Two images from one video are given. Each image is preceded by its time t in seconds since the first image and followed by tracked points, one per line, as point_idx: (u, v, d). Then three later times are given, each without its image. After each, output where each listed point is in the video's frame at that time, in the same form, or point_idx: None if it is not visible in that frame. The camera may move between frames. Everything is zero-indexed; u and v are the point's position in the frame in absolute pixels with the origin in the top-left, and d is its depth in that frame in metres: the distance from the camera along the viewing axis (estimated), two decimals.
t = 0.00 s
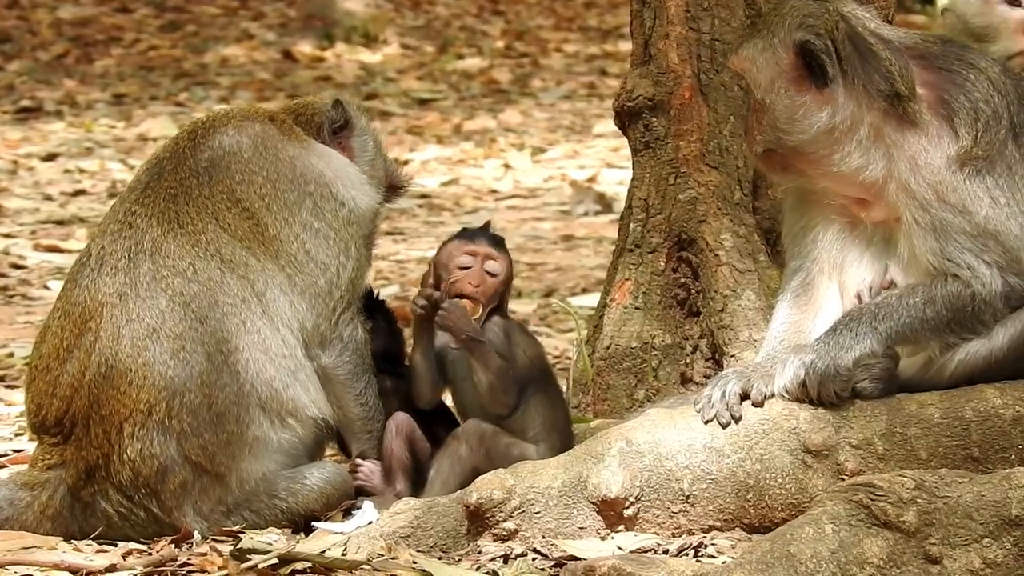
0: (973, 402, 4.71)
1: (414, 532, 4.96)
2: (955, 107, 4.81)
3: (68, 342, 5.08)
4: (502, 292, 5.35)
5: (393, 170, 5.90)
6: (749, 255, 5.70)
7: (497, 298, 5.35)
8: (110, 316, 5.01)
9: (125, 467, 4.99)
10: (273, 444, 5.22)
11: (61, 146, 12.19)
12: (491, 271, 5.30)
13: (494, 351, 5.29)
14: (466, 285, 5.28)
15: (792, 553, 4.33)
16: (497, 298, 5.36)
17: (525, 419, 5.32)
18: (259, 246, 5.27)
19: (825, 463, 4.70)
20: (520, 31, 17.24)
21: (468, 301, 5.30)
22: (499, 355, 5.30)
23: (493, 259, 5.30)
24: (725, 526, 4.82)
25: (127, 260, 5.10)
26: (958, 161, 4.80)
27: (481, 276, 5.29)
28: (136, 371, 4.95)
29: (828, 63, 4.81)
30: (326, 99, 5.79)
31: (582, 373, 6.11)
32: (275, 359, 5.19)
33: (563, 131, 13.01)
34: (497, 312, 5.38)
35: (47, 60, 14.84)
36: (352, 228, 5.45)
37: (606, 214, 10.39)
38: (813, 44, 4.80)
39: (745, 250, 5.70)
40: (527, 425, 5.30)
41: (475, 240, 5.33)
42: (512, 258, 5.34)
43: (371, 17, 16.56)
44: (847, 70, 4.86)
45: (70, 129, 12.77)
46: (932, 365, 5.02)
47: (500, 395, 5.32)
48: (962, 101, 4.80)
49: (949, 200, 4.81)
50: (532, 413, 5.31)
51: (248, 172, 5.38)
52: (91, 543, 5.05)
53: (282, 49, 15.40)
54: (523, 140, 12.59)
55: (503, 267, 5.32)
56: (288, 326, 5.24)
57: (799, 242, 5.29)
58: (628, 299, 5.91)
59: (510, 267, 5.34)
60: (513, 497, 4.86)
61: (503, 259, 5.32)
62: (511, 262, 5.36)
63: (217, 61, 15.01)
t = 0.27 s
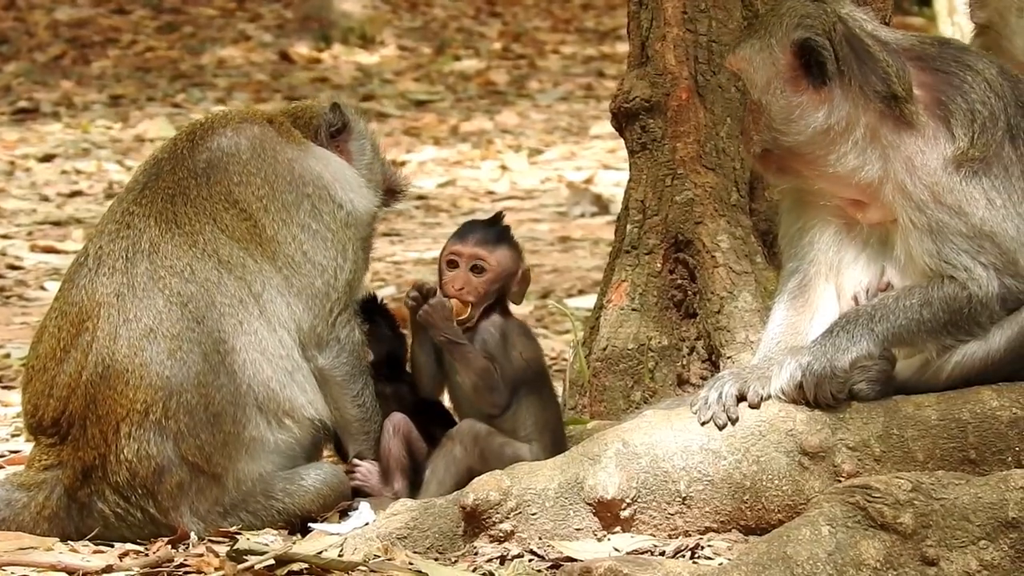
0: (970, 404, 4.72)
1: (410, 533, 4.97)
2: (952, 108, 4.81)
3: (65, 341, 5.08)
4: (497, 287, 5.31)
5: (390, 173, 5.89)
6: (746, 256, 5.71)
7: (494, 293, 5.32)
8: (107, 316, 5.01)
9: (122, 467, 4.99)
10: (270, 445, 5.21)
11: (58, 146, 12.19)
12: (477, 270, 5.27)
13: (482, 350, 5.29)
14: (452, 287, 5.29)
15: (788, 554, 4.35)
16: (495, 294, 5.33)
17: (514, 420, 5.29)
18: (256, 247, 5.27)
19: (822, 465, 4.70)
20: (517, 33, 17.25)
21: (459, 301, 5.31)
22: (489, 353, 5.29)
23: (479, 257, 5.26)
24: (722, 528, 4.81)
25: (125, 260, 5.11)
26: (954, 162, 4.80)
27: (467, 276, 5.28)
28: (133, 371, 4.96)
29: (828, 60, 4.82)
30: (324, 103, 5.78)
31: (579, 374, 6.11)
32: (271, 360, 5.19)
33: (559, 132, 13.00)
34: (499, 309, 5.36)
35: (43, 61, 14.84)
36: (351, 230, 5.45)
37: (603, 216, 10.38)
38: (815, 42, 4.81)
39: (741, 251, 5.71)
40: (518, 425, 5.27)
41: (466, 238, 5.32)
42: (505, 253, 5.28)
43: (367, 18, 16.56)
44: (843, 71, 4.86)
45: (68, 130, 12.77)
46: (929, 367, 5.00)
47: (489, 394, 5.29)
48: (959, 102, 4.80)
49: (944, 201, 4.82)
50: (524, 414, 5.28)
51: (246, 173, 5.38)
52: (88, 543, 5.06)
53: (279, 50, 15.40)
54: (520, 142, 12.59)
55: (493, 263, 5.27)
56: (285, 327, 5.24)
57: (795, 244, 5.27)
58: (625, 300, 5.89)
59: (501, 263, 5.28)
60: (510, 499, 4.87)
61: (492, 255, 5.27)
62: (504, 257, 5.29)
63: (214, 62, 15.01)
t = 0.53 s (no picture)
0: (955, 405, 4.84)
1: (409, 530, 5.11)
2: (937, 115, 4.93)
3: (74, 342, 5.22)
4: (497, 283, 5.46)
5: (398, 184, 6.07)
6: (737, 261, 5.82)
7: (495, 291, 5.47)
8: (115, 317, 5.15)
9: (129, 465, 5.13)
10: (272, 445, 5.33)
11: (66, 154, 12.33)
12: (475, 264, 5.45)
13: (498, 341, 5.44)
14: (451, 281, 5.46)
15: (778, 551, 4.48)
16: (496, 291, 5.48)
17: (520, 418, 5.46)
18: (259, 254, 5.42)
19: (810, 464, 4.84)
20: (514, 43, 17.39)
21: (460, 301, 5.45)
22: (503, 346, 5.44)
23: (476, 251, 5.44)
24: (712, 525, 4.96)
25: (132, 264, 5.25)
26: (939, 168, 4.92)
27: (466, 271, 5.45)
28: (139, 371, 5.10)
29: (814, 68, 4.95)
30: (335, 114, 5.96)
31: (574, 376, 6.25)
32: (274, 362, 5.32)
33: (556, 139, 13.14)
34: (502, 308, 5.50)
35: (53, 71, 15.01)
36: (353, 240, 5.59)
37: (597, 222, 10.50)
38: (802, 50, 4.94)
39: (732, 255, 5.83)
40: (522, 426, 5.44)
41: (464, 238, 5.51)
42: (501, 250, 5.46)
43: (366, 30, 16.65)
44: (830, 81, 5.00)
45: (76, 138, 12.91)
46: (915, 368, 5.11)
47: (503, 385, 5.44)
48: (944, 109, 4.93)
49: (930, 205, 4.93)
50: (529, 414, 5.45)
51: (252, 182, 5.53)
52: (96, 540, 5.19)
53: (281, 61, 15.55)
54: (517, 150, 12.73)
55: (490, 259, 5.45)
56: (288, 332, 5.38)
57: (785, 249, 5.43)
58: (618, 303, 6.03)
59: (498, 258, 5.45)
60: (506, 497, 5.04)
61: (488, 250, 5.45)
62: (500, 254, 5.47)
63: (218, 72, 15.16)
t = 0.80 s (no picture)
0: (918, 397, 5.18)
1: (408, 514, 5.47)
2: (896, 124, 5.33)
3: (97, 335, 5.60)
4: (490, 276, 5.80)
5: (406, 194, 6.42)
6: (714, 262, 6.19)
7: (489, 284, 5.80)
8: (135, 312, 5.55)
9: (146, 450, 5.51)
10: (279, 435, 5.71)
11: (88, 163, 12.72)
12: (470, 258, 5.78)
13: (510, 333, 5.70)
14: (451, 273, 5.75)
15: (752, 534, 4.71)
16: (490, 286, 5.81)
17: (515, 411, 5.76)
18: (270, 257, 5.76)
19: (782, 452, 5.17)
20: (506, 61, 17.91)
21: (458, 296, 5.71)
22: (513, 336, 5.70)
23: (469, 246, 5.78)
24: (691, 510, 5.29)
25: (152, 263, 5.65)
26: (898, 172, 5.32)
27: (462, 264, 5.77)
28: (156, 363, 5.48)
29: (779, 81, 5.37)
30: (348, 128, 6.31)
31: (562, 370, 6.61)
32: (280, 359, 5.69)
33: (546, 150, 13.55)
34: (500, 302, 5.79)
35: (77, 87, 15.47)
36: (361, 248, 5.93)
37: (583, 227, 10.86)
38: (766, 68, 5.38)
39: (710, 257, 6.19)
40: (516, 418, 5.74)
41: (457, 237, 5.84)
42: (492, 247, 5.81)
43: (371, 46, 16.92)
44: (796, 95, 5.39)
45: (98, 148, 13.28)
46: (880, 363, 5.45)
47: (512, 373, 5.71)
48: (903, 118, 5.32)
49: (889, 206, 5.33)
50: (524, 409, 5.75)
51: (267, 191, 5.89)
52: (115, 523, 5.56)
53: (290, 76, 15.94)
54: (508, 160, 13.11)
55: (482, 254, 5.80)
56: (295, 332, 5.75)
57: (759, 250, 5.82)
58: (603, 302, 6.42)
59: (490, 253, 5.81)
60: (498, 483, 5.35)
61: (480, 246, 5.80)
62: (490, 250, 5.82)
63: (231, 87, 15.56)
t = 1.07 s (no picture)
0: (918, 399, 5.19)
1: (407, 516, 5.47)
2: (893, 125, 5.35)
3: (101, 334, 5.64)
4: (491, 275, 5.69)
5: (418, 194, 6.41)
6: (714, 265, 6.19)
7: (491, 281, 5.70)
8: (138, 312, 5.57)
9: (148, 450, 5.49)
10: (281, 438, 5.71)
11: (89, 165, 12.73)
12: (472, 258, 5.65)
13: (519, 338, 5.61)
14: (455, 276, 5.62)
15: (752, 536, 4.71)
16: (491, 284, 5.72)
17: (518, 412, 5.69)
18: (273, 259, 5.72)
19: (782, 454, 5.19)
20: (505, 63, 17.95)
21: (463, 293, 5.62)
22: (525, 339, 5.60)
23: (470, 246, 5.67)
24: (691, 512, 5.31)
25: (157, 263, 5.67)
26: (896, 172, 5.32)
27: (465, 264, 5.64)
28: (158, 363, 5.49)
29: (774, 84, 5.41)
30: (360, 130, 6.25)
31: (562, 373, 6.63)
32: (282, 361, 5.69)
33: (546, 153, 13.57)
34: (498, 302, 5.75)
35: (77, 89, 15.48)
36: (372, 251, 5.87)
37: (584, 229, 10.89)
38: (762, 68, 5.42)
39: (709, 260, 6.19)
40: (519, 419, 5.67)
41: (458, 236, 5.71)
42: (493, 245, 5.71)
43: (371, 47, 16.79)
44: (792, 97, 5.44)
45: (98, 151, 13.30)
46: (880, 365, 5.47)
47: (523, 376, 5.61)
48: (900, 119, 5.33)
49: (887, 208, 5.34)
50: (526, 413, 5.69)
51: (277, 193, 5.86)
52: (115, 525, 5.55)
53: (290, 78, 15.98)
54: (509, 162, 13.14)
55: (484, 254, 5.69)
56: (299, 335, 5.72)
57: (759, 254, 5.83)
58: (603, 305, 6.42)
59: (491, 253, 5.70)
60: (498, 485, 5.34)
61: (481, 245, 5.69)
62: (491, 248, 5.72)
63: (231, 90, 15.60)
